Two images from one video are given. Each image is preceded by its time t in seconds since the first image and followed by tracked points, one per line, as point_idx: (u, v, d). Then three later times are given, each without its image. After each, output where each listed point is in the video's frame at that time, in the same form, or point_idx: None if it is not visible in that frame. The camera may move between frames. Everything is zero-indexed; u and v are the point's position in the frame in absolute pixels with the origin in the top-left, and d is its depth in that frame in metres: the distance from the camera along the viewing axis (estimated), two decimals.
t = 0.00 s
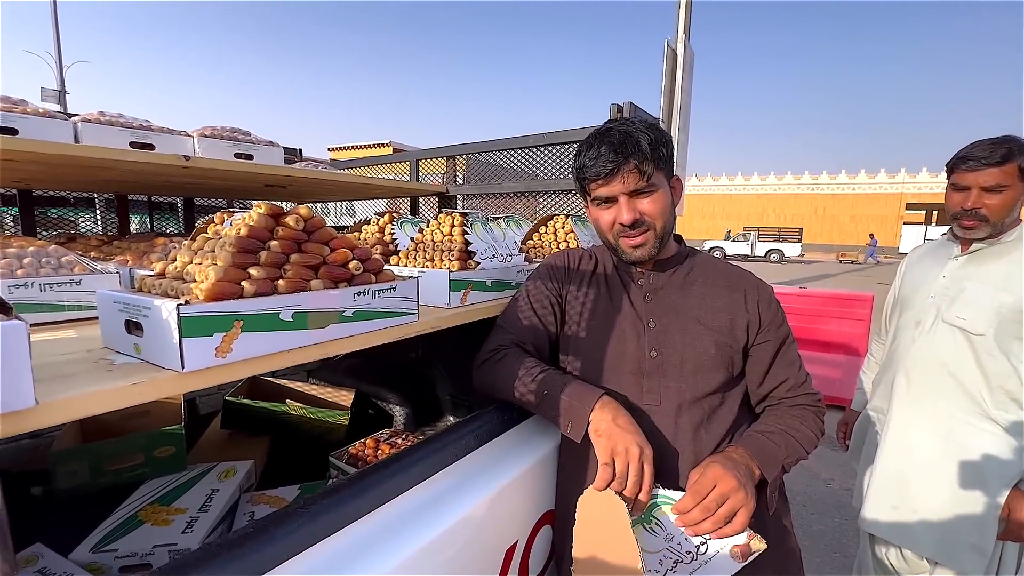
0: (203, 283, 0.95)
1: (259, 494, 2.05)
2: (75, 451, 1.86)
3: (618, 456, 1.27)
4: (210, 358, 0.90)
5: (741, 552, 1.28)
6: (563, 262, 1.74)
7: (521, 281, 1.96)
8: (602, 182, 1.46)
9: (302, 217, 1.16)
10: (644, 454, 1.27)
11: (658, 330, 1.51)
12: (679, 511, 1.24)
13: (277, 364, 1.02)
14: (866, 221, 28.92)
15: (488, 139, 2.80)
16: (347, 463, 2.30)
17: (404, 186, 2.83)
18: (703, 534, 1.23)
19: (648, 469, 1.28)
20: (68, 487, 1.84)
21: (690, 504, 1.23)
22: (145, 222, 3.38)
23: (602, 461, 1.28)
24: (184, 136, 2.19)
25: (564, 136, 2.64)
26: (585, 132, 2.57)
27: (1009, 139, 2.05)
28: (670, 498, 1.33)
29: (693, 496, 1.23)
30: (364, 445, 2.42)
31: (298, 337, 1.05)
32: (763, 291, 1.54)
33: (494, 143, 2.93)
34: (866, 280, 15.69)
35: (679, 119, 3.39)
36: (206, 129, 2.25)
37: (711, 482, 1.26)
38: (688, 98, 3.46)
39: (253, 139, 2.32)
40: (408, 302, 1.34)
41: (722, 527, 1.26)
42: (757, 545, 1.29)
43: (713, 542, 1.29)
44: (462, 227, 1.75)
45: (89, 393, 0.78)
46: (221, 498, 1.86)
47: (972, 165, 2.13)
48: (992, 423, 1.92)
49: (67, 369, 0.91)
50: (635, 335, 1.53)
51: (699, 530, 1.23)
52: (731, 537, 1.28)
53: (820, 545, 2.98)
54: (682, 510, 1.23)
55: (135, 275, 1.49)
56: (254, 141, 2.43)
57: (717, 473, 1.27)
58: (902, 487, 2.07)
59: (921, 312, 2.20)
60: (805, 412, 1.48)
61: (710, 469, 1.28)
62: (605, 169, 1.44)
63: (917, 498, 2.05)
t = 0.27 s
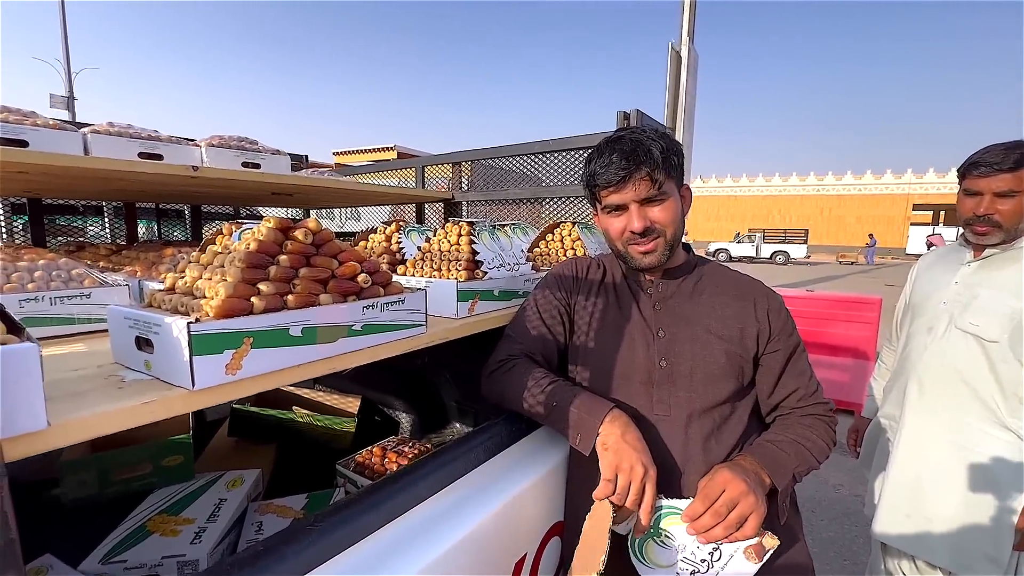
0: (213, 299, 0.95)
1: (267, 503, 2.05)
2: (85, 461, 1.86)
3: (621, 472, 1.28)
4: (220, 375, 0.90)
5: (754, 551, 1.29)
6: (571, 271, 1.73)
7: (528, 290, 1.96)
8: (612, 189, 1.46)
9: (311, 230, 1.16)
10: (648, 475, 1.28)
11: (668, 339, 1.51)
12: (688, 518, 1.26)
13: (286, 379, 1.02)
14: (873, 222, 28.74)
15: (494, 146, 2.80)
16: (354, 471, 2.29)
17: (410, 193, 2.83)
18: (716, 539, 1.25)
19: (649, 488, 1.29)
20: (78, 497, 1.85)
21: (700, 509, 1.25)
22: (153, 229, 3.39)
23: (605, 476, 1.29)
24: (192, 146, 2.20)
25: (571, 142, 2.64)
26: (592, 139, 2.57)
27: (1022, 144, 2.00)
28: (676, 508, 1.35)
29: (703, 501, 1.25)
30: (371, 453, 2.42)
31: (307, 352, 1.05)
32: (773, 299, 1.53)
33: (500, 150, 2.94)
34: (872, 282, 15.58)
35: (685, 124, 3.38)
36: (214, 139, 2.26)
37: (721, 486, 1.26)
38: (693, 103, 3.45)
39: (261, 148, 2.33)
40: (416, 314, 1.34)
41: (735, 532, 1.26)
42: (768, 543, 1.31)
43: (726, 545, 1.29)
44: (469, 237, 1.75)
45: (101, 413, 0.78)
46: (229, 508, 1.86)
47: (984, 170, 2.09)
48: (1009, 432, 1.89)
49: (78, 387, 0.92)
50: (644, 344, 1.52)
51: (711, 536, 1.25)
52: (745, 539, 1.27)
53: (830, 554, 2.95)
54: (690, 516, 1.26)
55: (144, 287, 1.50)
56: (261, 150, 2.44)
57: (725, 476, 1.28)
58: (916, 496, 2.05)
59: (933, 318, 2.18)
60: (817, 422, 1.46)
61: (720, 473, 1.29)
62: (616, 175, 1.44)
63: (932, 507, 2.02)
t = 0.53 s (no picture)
0: (215, 313, 0.92)
1: (271, 515, 2.02)
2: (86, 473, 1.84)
3: (634, 476, 1.22)
4: (222, 393, 0.87)
5: (787, 557, 1.15)
6: (579, 278, 1.70)
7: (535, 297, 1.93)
8: (628, 209, 1.39)
9: (315, 239, 1.13)
10: (662, 479, 1.21)
11: (680, 347, 1.47)
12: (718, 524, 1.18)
13: (291, 395, 0.99)
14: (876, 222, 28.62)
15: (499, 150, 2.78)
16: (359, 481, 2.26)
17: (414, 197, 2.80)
18: (750, 545, 1.17)
19: (666, 494, 1.21)
20: (79, 510, 1.82)
21: (731, 510, 1.18)
22: (156, 236, 3.37)
23: (618, 483, 1.24)
24: (194, 153, 2.18)
25: (577, 146, 2.62)
26: (598, 142, 2.55)
27: None
28: (704, 517, 1.20)
29: (733, 501, 1.19)
30: (376, 462, 2.38)
31: (312, 366, 1.02)
32: (786, 306, 1.50)
33: (504, 154, 2.91)
34: (877, 282, 15.50)
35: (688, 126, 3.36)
36: (216, 145, 2.24)
37: (749, 484, 1.23)
38: (697, 105, 3.42)
39: (263, 154, 2.31)
40: (423, 324, 1.31)
41: (769, 534, 1.20)
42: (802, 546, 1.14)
43: (758, 553, 1.17)
44: (475, 244, 1.72)
45: (99, 435, 0.75)
46: (233, 520, 1.83)
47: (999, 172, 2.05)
48: None
49: (76, 405, 0.89)
50: (656, 352, 1.49)
51: (746, 541, 1.16)
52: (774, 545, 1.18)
53: (842, 561, 2.90)
54: (719, 522, 1.17)
55: (145, 298, 1.47)
56: (264, 156, 2.41)
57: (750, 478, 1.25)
58: (931, 503, 2.00)
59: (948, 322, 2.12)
60: (832, 429, 1.42)
61: (744, 472, 1.27)
62: (633, 196, 1.36)
63: (949, 515, 1.97)
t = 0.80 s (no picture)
0: (218, 334, 0.88)
1: (274, 529, 1.98)
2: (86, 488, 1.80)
3: (647, 492, 1.14)
4: (225, 418, 0.84)
5: (820, 568, 1.10)
6: (590, 287, 1.66)
7: (543, 306, 1.89)
8: (653, 227, 1.33)
9: (320, 253, 1.10)
10: (679, 492, 1.13)
11: (695, 362, 1.43)
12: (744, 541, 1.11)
13: (297, 417, 0.96)
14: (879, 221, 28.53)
15: (504, 155, 2.75)
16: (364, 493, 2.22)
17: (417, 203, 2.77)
18: (781, 560, 1.10)
19: (682, 509, 1.13)
20: (80, 526, 1.78)
21: (755, 524, 1.12)
22: (157, 243, 3.34)
23: (632, 499, 1.17)
24: (195, 160, 2.15)
25: (583, 151, 2.59)
26: (605, 147, 2.52)
27: None
28: (731, 535, 1.12)
29: (759, 511, 1.14)
30: (381, 473, 2.34)
31: (317, 387, 0.99)
32: (805, 318, 1.46)
33: (508, 159, 2.88)
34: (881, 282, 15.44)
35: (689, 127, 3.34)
36: (217, 153, 2.21)
37: (773, 493, 1.18)
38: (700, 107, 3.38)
39: (265, 161, 2.27)
40: (431, 339, 1.27)
41: (799, 544, 1.13)
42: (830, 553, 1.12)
43: (791, 567, 1.10)
44: (483, 253, 1.68)
45: (95, 466, 0.72)
46: (236, 536, 1.80)
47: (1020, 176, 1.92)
48: None
49: (72, 430, 0.85)
50: (670, 366, 1.45)
51: (777, 555, 1.10)
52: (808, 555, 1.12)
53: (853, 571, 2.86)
54: (746, 537, 1.11)
55: (146, 312, 1.44)
56: (266, 163, 2.38)
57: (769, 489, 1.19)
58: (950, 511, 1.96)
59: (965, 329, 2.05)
60: (853, 445, 1.37)
61: (767, 482, 1.22)
62: (662, 215, 1.30)
63: (967, 525, 1.93)
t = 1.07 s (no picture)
0: (231, 350, 0.88)
1: (281, 537, 1.98)
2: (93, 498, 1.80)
3: (662, 521, 1.13)
4: (240, 436, 0.84)
5: None
6: (601, 295, 1.66)
7: (550, 313, 1.89)
8: (662, 231, 1.33)
9: (331, 266, 1.10)
10: (694, 521, 1.12)
11: (706, 372, 1.43)
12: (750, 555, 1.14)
13: (310, 433, 0.95)
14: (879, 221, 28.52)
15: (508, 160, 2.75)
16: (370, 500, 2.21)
17: (421, 208, 2.76)
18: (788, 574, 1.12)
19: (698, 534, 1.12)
20: (87, 536, 1.78)
21: (761, 538, 1.15)
22: (160, 248, 3.34)
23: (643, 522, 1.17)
24: (201, 168, 2.14)
25: (587, 156, 2.59)
26: (611, 152, 2.52)
27: None
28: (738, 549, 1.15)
29: (765, 528, 1.15)
30: (388, 479, 2.32)
31: (331, 403, 0.99)
32: (818, 329, 1.45)
33: (512, 164, 2.88)
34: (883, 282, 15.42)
35: (688, 130, 3.34)
36: (222, 160, 2.21)
37: (781, 508, 1.19)
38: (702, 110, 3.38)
39: (270, 168, 2.27)
40: (441, 350, 1.27)
41: (807, 559, 1.15)
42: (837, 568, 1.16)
43: None
44: (490, 261, 1.68)
45: (111, 488, 0.71)
46: (244, 545, 1.79)
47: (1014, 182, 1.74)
48: None
49: (87, 448, 0.85)
50: (681, 377, 1.45)
51: (784, 569, 1.12)
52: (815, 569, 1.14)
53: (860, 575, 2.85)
54: (751, 551, 1.14)
55: (155, 323, 1.44)
56: (271, 170, 2.38)
57: (779, 506, 1.19)
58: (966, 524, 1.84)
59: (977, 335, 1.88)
60: (865, 457, 1.37)
61: (774, 496, 1.22)
62: (672, 220, 1.29)
63: (986, 537, 1.82)
